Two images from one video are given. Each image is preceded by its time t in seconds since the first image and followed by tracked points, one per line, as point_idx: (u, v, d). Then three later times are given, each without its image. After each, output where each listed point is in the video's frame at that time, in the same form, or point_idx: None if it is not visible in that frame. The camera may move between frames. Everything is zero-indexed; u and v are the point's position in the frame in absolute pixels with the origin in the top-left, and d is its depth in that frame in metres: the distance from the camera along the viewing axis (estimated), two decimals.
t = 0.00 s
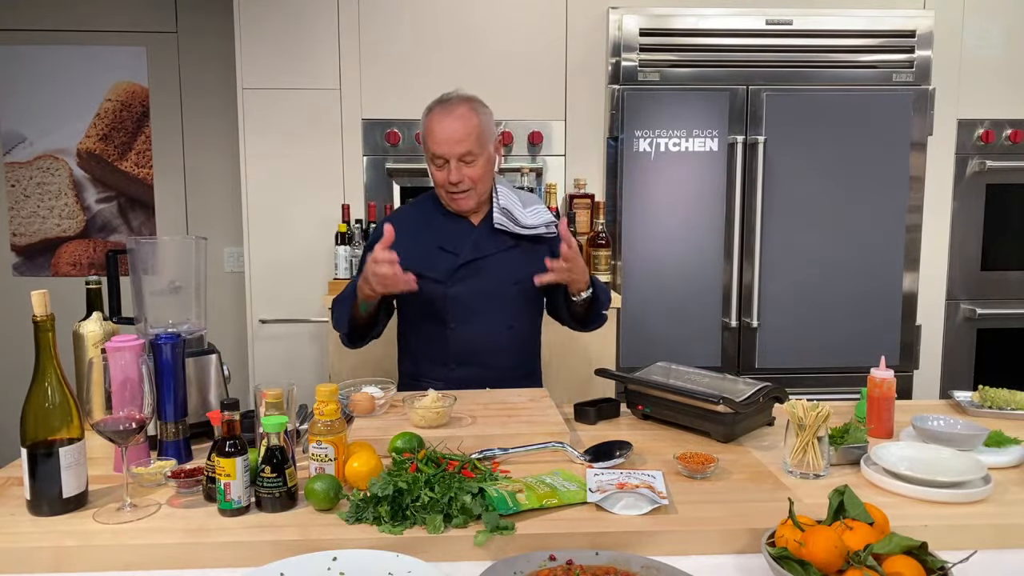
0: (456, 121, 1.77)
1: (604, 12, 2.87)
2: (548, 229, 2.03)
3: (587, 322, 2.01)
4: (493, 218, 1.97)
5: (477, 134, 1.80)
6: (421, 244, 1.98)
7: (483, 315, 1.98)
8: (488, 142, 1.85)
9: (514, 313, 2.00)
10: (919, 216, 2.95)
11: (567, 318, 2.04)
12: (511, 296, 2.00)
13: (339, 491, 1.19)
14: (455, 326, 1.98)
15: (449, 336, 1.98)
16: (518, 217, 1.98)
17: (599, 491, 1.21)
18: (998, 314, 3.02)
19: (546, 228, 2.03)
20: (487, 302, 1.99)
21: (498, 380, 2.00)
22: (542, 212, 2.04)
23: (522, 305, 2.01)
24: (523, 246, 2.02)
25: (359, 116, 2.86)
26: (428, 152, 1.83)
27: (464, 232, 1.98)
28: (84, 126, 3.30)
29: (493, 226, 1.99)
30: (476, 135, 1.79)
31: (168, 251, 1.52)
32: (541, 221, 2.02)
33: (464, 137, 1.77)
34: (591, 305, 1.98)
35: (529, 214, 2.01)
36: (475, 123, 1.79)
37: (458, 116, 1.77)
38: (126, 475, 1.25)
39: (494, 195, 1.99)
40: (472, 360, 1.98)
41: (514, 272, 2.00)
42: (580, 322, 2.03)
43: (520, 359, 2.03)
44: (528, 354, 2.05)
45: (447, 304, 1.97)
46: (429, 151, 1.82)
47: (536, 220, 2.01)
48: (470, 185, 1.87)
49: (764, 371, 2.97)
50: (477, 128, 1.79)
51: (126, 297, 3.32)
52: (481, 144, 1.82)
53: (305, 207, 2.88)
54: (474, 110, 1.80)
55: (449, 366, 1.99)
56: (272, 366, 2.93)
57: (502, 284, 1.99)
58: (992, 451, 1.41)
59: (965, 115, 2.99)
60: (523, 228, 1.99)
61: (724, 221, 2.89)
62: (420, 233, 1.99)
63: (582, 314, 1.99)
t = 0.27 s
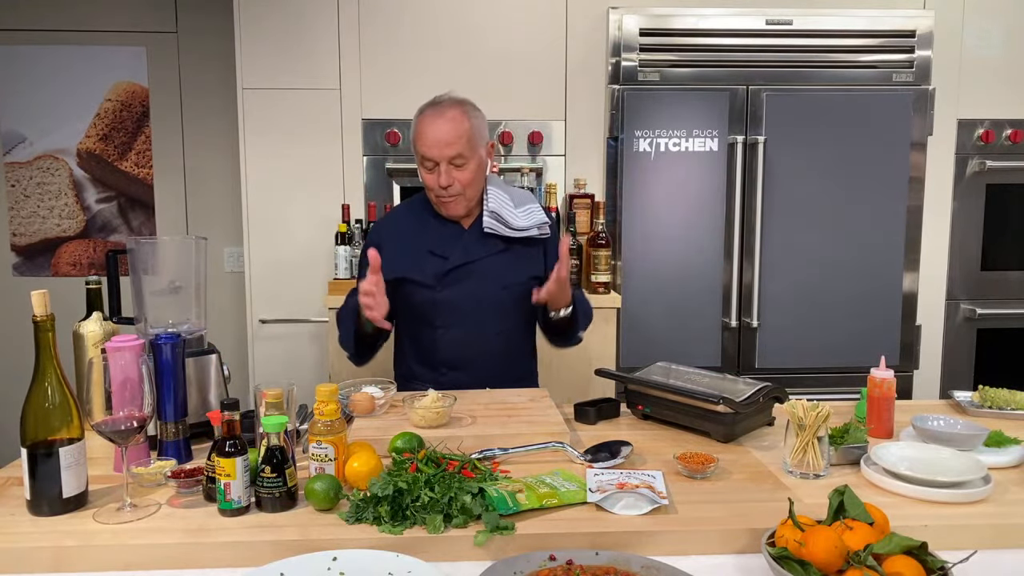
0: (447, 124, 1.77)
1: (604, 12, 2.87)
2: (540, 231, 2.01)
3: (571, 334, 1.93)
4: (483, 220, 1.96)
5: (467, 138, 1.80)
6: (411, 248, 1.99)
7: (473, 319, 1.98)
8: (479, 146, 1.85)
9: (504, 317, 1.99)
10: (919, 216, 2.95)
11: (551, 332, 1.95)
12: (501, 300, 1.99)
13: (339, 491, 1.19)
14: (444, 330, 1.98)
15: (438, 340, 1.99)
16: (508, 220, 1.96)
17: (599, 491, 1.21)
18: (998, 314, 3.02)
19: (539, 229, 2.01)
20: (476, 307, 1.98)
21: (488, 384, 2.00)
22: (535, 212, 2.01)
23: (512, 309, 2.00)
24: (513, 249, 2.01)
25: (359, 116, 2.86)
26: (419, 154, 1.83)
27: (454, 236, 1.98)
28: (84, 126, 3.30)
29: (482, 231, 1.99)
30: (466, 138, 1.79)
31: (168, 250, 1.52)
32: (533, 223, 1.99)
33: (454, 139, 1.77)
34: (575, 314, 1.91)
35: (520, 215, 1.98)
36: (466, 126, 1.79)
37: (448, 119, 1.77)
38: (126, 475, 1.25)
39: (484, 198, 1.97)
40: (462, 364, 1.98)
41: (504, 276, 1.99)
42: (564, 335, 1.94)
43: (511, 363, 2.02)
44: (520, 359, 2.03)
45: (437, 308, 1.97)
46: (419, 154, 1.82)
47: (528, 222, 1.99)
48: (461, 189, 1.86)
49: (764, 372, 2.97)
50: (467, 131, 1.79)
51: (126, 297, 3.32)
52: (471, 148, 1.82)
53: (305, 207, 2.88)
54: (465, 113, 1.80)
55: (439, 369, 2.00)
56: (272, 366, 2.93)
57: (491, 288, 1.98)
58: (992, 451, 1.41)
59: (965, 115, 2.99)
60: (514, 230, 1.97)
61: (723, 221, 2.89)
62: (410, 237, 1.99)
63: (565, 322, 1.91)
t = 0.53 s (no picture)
0: (442, 122, 1.77)
1: (604, 12, 2.87)
2: (531, 236, 1.99)
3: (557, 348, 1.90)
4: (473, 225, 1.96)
5: (463, 137, 1.80)
6: (402, 254, 1.99)
7: (463, 325, 1.98)
8: (474, 147, 1.86)
9: (495, 323, 1.99)
10: (919, 216, 2.95)
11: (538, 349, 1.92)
12: (492, 306, 1.98)
13: (339, 491, 1.19)
14: (435, 335, 1.98)
15: (429, 345, 1.99)
16: (498, 225, 1.94)
17: (599, 491, 1.21)
18: (998, 314, 3.02)
19: (530, 234, 1.99)
20: (467, 312, 1.98)
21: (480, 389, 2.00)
22: (527, 216, 2.00)
23: (503, 315, 1.99)
24: (505, 255, 2.00)
25: (359, 116, 2.86)
26: (414, 155, 1.82)
27: (445, 241, 1.98)
28: (84, 126, 3.30)
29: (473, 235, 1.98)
30: (462, 137, 1.80)
31: (168, 250, 1.52)
32: (524, 228, 1.97)
33: (450, 138, 1.78)
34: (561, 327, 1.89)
35: (511, 220, 1.97)
36: (461, 125, 1.80)
37: (444, 118, 1.78)
38: (126, 474, 1.25)
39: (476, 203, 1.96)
40: (452, 369, 1.99)
41: (495, 282, 1.98)
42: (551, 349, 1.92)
43: (502, 369, 2.02)
44: (512, 365, 2.02)
45: (427, 314, 1.98)
46: (414, 155, 1.82)
47: (519, 227, 1.97)
48: (457, 190, 1.85)
49: (764, 372, 2.97)
50: (463, 130, 1.80)
51: (127, 297, 3.32)
52: (466, 147, 1.82)
53: (305, 208, 2.88)
54: (460, 113, 1.81)
55: (430, 374, 2.00)
56: (272, 366, 2.93)
57: (482, 294, 1.98)
58: (992, 451, 1.41)
59: (965, 115, 2.99)
60: (506, 235, 1.95)
61: (723, 221, 2.89)
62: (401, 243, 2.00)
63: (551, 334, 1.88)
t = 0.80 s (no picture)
0: (452, 108, 1.81)
1: (604, 12, 2.87)
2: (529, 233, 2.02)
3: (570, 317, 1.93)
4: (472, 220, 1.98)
5: (472, 125, 1.84)
6: (400, 248, 2.00)
7: (460, 320, 1.98)
8: (480, 137, 1.90)
9: (492, 319, 1.98)
10: (919, 216, 2.95)
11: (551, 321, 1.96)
12: (489, 302, 1.98)
13: (339, 491, 1.19)
14: (432, 331, 1.98)
15: (426, 341, 1.98)
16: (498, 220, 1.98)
17: (599, 491, 1.21)
18: (998, 314, 3.02)
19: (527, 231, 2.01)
20: (464, 308, 1.98)
21: (476, 386, 1.99)
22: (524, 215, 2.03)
23: (500, 311, 1.99)
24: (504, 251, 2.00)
25: (360, 116, 2.86)
26: (423, 142, 1.84)
27: (443, 236, 1.99)
28: (84, 126, 3.30)
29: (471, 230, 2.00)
30: (471, 124, 1.84)
31: (168, 251, 1.52)
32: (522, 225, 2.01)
33: (460, 124, 1.81)
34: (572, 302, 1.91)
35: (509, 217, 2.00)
36: (470, 114, 1.84)
37: (454, 104, 1.82)
38: (126, 475, 1.25)
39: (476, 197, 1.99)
40: (447, 365, 1.98)
41: (493, 278, 1.98)
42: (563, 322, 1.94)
43: (499, 366, 2.01)
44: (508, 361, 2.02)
45: (424, 309, 1.98)
46: (423, 140, 1.84)
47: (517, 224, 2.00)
48: (465, 178, 1.88)
49: (764, 371, 2.97)
50: (471, 117, 1.84)
51: (127, 297, 3.32)
52: (474, 135, 1.86)
53: (305, 207, 2.88)
54: (468, 102, 1.86)
55: (426, 370, 1.99)
56: (272, 366, 2.93)
57: (479, 289, 1.97)
58: (992, 451, 1.41)
59: (965, 115, 2.99)
60: (503, 231, 1.98)
61: (723, 221, 2.89)
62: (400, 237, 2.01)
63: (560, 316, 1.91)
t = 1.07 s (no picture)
0: (465, 111, 1.79)
1: (604, 12, 2.87)
2: (535, 236, 2.00)
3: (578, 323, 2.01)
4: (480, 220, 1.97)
5: (484, 127, 1.83)
6: (405, 246, 1.98)
7: (464, 320, 1.98)
8: (491, 139, 1.88)
9: (496, 319, 1.98)
10: (919, 216, 2.95)
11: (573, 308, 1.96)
12: (493, 302, 1.98)
13: (339, 491, 1.19)
14: (436, 330, 1.98)
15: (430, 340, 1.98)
16: (505, 222, 1.96)
17: (599, 491, 1.21)
18: (998, 314, 3.02)
19: (535, 234, 2.00)
20: (468, 308, 1.97)
21: (478, 386, 1.99)
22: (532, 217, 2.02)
23: (505, 312, 1.99)
24: (509, 252, 1.99)
25: (359, 116, 2.86)
26: (434, 143, 1.83)
27: (450, 235, 1.98)
28: (84, 126, 3.30)
29: (478, 230, 1.99)
30: (483, 127, 1.82)
31: (168, 251, 1.52)
32: (529, 227, 1.99)
33: (473, 127, 1.80)
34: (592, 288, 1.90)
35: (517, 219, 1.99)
36: (482, 116, 1.82)
37: (466, 107, 1.80)
38: (126, 475, 1.25)
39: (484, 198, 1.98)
40: (450, 364, 1.98)
41: (498, 278, 1.98)
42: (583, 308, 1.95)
43: (501, 366, 2.01)
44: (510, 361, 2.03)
45: (429, 308, 1.97)
46: (434, 142, 1.82)
47: (525, 225, 1.99)
48: (475, 180, 1.87)
49: (764, 371, 2.97)
50: (484, 120, 1.83)
51: (127, 297, 3.32)
52: (486, 138, 1.84)
53: (305, 207, 2.88)
54: (481, 104, 1.84)
55: (428, 369, 1.98)
56: (272, 366, 2.93)
57: (484, 289, 1.97)
58: (992, 451, 1.41)
59: (965, 115, 2.99)
60: (511, 233, 1.97)
61: (723, 221, 2.89)
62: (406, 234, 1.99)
63: (582, 301, 1.91)
